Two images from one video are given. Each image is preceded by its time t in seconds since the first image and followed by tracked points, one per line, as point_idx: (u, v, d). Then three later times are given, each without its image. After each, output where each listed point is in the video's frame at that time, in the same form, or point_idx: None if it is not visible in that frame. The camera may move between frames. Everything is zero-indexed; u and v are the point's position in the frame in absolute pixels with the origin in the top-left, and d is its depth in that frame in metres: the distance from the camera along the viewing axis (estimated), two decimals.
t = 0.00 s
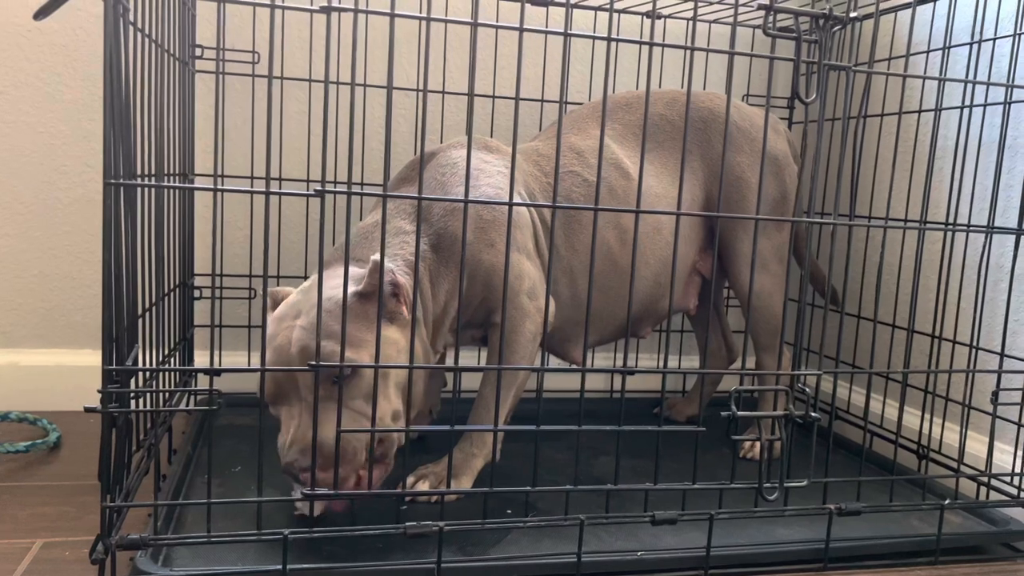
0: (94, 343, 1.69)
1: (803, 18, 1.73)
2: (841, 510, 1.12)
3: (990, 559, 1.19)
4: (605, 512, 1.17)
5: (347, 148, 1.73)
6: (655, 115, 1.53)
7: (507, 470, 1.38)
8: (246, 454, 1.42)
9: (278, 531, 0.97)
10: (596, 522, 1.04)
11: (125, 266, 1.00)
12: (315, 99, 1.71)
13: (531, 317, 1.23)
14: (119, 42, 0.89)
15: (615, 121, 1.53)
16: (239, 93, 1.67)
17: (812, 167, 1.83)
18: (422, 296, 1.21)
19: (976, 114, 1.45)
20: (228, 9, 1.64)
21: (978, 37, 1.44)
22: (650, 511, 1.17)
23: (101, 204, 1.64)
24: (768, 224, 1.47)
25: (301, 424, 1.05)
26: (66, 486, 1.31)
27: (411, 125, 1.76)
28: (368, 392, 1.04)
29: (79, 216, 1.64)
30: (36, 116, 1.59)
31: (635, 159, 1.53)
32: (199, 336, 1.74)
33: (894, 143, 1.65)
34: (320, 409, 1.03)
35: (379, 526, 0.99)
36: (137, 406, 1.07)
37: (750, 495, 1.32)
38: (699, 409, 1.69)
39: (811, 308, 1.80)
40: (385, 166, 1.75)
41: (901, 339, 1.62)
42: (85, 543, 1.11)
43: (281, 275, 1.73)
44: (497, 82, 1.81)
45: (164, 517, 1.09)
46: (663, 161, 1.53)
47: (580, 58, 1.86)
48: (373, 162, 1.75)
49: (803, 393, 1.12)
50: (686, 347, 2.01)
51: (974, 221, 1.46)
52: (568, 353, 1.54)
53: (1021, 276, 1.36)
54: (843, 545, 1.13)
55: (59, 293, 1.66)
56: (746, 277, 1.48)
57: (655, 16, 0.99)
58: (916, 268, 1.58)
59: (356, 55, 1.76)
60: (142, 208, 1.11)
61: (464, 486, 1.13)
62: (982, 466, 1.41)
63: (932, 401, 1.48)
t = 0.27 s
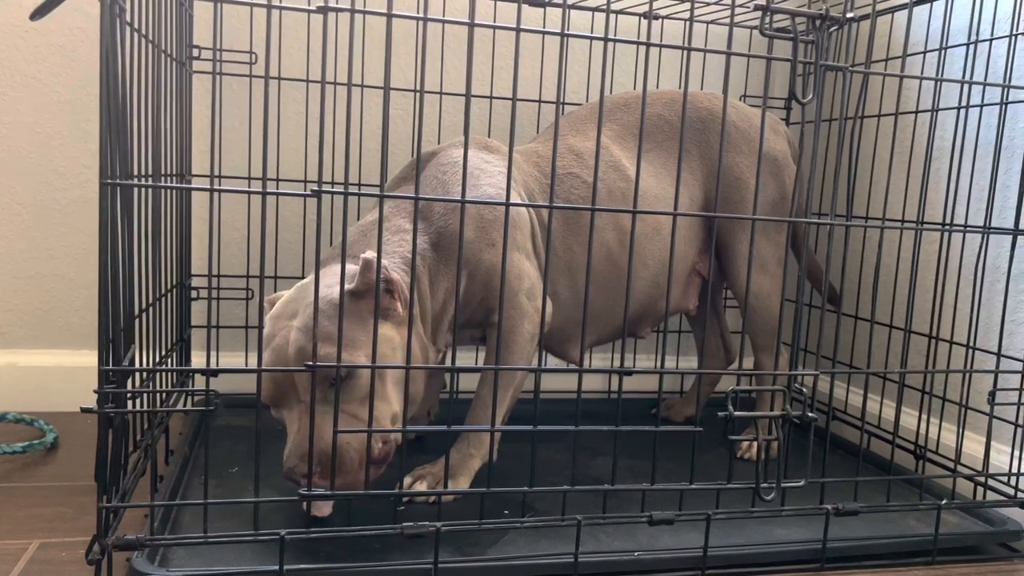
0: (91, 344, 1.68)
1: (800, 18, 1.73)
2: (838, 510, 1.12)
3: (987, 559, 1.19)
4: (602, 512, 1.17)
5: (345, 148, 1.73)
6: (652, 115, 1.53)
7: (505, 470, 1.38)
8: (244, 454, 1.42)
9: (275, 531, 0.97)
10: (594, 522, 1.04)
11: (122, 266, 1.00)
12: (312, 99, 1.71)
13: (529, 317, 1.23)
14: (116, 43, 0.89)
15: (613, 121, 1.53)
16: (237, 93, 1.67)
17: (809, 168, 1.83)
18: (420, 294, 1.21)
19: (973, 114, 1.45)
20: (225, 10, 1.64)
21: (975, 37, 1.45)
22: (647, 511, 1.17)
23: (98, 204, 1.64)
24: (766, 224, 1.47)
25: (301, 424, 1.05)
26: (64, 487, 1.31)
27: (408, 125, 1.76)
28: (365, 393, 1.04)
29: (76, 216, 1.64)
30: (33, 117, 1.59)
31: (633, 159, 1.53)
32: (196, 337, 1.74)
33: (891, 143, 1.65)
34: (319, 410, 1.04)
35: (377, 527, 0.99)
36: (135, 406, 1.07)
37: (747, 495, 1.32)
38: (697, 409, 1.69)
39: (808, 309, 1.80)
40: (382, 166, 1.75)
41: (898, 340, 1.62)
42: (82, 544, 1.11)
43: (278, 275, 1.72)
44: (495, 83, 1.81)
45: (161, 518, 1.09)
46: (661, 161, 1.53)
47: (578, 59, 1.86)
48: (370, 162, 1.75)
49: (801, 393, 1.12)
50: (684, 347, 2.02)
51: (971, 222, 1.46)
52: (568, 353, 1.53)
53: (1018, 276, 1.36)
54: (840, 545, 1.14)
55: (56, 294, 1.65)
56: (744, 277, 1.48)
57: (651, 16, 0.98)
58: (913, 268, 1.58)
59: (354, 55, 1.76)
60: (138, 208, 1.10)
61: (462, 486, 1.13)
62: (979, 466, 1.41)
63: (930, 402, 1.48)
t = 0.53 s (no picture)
0: (89, 344, 1.68)
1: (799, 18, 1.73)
2: (837, 510, 1.12)
3: (986, 559, 1.19)
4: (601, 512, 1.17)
5: (343, 148, 1.73)
6: (652, 115, 1.53)
7: (504, 471, 1.38)
8: (242, 455, 1.42)
9: (274, 532, 0.97)
10: (593, 523, 1.04)
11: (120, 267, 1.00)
12: (311, 99, 1.71)
13: (529, 317, 1.23)
14: (114, 43, 0.89)
15: (612, 121, 1.53)
16: (236, 93, 1.67)
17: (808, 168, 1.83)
18: (422, 292, 1.21)
19: (972, 114, 1.45)
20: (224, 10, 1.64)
21: (973, 38, 1.45)
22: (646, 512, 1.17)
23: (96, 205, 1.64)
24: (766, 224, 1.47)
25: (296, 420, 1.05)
26: (62, 487, 1.31)
27: (407, 125, 1.76)
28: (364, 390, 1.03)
29: (74, 216, 1.64)
30: (32, 117, 1.59)
31: (632, 160, 1.53)
32: (195, 337, 1.73)
33: (890, 143, 1.65)
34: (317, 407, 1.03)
35: (375, 527, 0.98)
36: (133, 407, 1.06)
37: (746, 495, 1.32)
38: (696, 410, 1.69)
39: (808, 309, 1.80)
40: (381, 166, 1.75)
41: (897, 340, 1.62)
42: (80, 545, 1.11)
43: (277, 275, 1.72)
44: (494, 82, 1.81)
45: (159, 519, 1.09)
46: (661, 161, 1.53)
47: (577, 59, 1.86)
48: (369, 162, 1.75)
49: (799, 393, 1.12)
50: (683, 347, 2.02)
51: (970, 222, 1.47)
52: (567, 353, 1.53)
53: (1016, 276, 1.36)
54: (838, 546, 1.14)
55: (55, 295, 1.65)
56: (743, 277, 1.48)
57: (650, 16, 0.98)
58: (912, 268, 1.58)
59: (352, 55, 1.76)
60: (137, 208, 1.10)
61: (461, 487, 1.13)
62: (978, 466, 1.41)
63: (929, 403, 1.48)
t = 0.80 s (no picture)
0: (89, 345, 1.68)
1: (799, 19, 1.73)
2: (837, 511, 1.12)
3: (986, 560, 1.19)
4: (601, 513, 1.17)
5: (343, 149, 1.73)
6: (652, 115, 1.53)
7: (504, 472, 1.38)
8: (243, 455, 1.42)
9: (274, 533, 0.96)
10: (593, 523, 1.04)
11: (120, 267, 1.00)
12: (311, 100, 1.71)
13: (529, 318, 1.23)
14: (115, 43, 0.89)
15: (612, 122, 1.53)
16: (236, 94, 1.67)
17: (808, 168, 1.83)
18: (422, 291, 1.21)
19: (972, 115, 1.45)
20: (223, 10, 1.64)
21: (973, 38, 1.45)
22: (646, 513, 1.17)
23: (96, 205, 1.64)
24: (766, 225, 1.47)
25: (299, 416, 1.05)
26: (62, 488, 1.31)
27: (407, 126, 1.76)
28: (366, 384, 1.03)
29: (74, 217, 1.64)
30: (31, 118, 1.59)
31: (632, 160, 1.53)
32: (195, 338, 1.73)
33: (890, 144, 1.65)
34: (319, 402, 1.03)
35: (375, 528, 0.98)
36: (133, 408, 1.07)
37: (746, 496, 1.32)
38: (696, 410, 1.69)
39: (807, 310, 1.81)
40: (381, 167, 1.75)
41: (897, 340, 1.62)
42: (81, 546, 1.11)
43: (277, 276, 1.72)
44: (494, 83, 1.81)
45: (159, 520, 1.09)
46: (661, 161, 1.53)
47: (577, 60, 1.86)
48: (369, 162, 1.75)
49: (799, 393, 1.12)
50: (683, 348, 2.02)
51: (969, 223, 1.47)
52: (566, 354, 1.53)
53: (1016, 277, 1.36)
54: (839, 546, 1.14)
55: (54, 295, 1.65)
56: (743, 278, 1.48)
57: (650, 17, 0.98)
58: (912, 268, 1.58)
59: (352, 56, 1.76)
60: (137, 208, 1.10)
61: (461, 488, 1.13)
62: (977, 467, 1.41)
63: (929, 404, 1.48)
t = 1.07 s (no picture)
0: (89, 346, 1.68)
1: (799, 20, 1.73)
2: (837, 512, 1.12)
3: (987, 561, 1.20)
4: (602, 514, 1.17)
5: (344, 150, 1.73)
6: (652, 116, 1.53)
7: (504, 472, 1.38)
8: (243, 456, 1.42)
9: (275, 533, 0.97)
10: (593, 524, 1.04)
11: (121, 268, 1.00)
12: (311, 101, 1.71)
13: (529, 318, 1.23)
14: (116, 45, 0.89)
15: (612, 123, 1.54)
16: (236, 95, 1.67)
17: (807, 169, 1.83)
18: (422, 290, 1.21)
19: (972, 116, 1.45)
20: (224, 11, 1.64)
21: (974, 40, 1.45)
22: (647, 514, 1.17)
23: (97, 206, 1.64)
24: (766, 226, 1.47)
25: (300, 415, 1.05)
26: (62, 489, 1.31)
27: (407, 127, 1.76)
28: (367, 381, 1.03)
29: (75, 217, 1.64)
30: (32, 119, 1.59)
31: (632, 161, 1.53)
32: (195, 339, 1.73)
33: (890, 145, 1.65)
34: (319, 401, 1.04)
35: (376, 529, 0.98)
36: (134, 409, 1.07)
37: (746, 497, 1.32)
38: (696, 411, 1.69)
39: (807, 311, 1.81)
40: (381, 168, 1.75)
41: (897, 341, 1.62)
42: (82, 547, 1.11)
43: (277, 277, 1.72)
44: (494, 84, 1.81)
45: (160, 520, 1.09)
46: (661, 162, 1.53)
47: (577, 61, 1.86)
48: (369, 163, 1.75)
49: (800, 394, 1.12)
50: (683, 349, 2.02)
51: (970, 224, 1.47)
52: (567, 355, 1.53)
53: (1017, 278, 1.36)
54: (839, 547, 1.14)
55: (55, 296, 1.65)
56: (743, 278, 1.48)
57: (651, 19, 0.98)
58: (912, 269, 1.58)
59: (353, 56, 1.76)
60: (138, 209, 1.10)
61: (461, 489, 1.13)
62: (978, 468, 1.41)
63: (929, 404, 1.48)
